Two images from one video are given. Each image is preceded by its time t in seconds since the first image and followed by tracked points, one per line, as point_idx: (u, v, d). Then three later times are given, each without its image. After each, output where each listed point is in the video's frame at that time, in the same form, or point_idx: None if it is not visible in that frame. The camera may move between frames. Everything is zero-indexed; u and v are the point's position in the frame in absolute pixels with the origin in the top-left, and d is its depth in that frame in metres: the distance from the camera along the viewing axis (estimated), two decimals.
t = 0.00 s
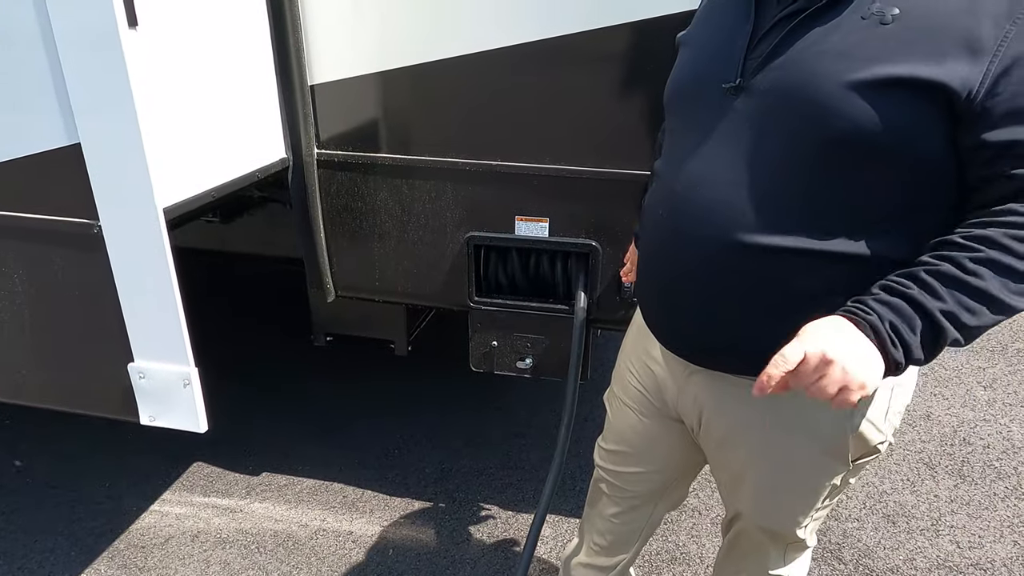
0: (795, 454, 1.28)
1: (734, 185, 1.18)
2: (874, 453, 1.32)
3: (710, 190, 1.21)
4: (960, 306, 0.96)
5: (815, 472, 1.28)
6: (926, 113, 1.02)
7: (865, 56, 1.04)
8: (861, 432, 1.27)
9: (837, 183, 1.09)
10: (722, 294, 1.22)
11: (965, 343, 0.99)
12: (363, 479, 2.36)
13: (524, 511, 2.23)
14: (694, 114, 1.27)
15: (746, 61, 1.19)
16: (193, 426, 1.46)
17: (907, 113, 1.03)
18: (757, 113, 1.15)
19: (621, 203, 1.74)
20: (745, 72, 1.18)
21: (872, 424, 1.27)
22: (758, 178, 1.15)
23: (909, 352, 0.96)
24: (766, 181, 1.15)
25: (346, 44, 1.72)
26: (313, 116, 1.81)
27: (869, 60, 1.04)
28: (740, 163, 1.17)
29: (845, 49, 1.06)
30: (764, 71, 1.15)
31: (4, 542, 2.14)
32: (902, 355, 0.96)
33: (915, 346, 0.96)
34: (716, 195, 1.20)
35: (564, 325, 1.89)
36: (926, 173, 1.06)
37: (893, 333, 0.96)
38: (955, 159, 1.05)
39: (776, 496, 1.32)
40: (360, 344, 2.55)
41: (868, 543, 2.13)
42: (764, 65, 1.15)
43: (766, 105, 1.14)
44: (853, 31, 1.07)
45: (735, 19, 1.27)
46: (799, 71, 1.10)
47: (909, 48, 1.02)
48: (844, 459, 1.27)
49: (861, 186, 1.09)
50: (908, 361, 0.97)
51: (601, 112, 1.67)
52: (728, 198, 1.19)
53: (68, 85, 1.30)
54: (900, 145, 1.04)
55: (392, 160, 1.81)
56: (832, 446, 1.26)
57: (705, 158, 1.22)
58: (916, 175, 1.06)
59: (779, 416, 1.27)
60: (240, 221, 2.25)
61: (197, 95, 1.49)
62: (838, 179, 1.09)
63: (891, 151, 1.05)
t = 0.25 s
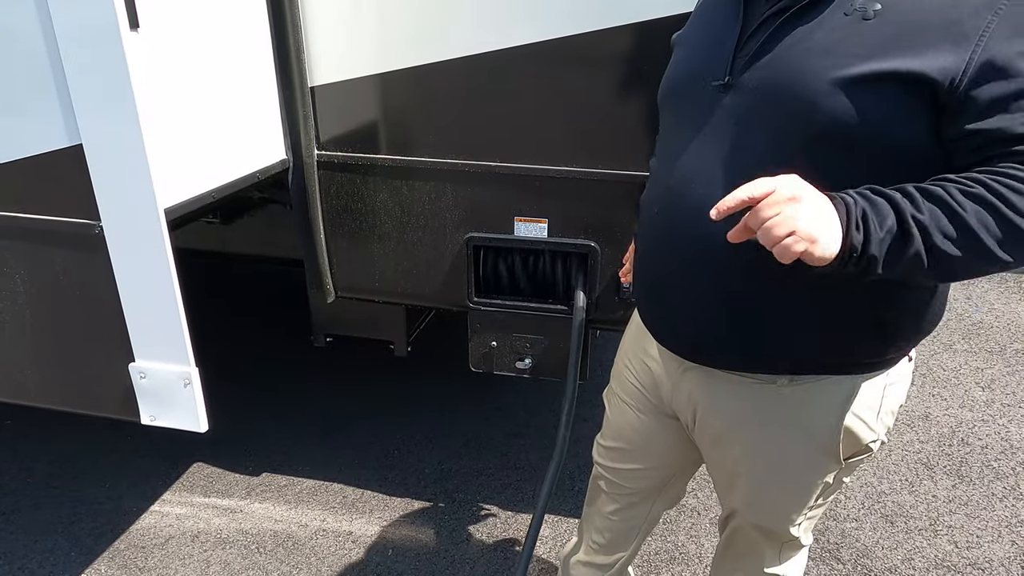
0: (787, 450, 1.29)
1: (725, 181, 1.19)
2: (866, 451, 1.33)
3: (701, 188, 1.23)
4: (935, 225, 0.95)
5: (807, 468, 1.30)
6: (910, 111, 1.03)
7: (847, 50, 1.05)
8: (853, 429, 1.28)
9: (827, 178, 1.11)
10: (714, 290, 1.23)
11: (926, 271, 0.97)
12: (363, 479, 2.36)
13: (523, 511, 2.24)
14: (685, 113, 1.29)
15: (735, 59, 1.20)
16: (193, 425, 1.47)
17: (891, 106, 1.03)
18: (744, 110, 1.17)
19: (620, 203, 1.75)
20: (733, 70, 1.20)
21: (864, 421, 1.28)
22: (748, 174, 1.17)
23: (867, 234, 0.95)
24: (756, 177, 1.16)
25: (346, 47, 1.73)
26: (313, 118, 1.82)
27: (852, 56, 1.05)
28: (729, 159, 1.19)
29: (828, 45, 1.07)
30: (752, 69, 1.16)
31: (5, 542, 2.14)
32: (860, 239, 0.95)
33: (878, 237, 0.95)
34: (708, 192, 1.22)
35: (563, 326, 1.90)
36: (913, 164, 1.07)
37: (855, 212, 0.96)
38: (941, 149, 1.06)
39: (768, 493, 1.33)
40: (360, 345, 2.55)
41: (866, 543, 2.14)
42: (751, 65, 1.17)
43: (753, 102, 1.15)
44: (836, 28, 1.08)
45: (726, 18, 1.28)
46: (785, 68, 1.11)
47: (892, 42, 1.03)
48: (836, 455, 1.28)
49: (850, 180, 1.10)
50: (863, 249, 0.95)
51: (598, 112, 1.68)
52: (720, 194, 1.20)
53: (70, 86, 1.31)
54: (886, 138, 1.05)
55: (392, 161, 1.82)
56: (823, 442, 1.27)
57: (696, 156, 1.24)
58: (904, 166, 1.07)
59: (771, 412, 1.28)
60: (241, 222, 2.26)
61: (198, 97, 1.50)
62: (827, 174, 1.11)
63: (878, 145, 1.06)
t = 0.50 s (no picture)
0: (786, 450, 1.30)
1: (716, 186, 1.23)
2: (864, 453, 1.34)
3: (693, 190, 1.26)
4: (880, 310, 1.02)
5: (806, 468, 1.31)
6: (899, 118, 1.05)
7: (834, 59, 1.08)
8: (852, 431, 1.28)
9: (813, 183, 1.13)
10: (704, 287, 1.27)
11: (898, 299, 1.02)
12: (365, 480, 2.37)
13: (524, 512, 2.24)
14: (680, 115, 1.31)
15: (729, 64, 1.22)
16: (196, 425, 1.47)
17: (876, 115, 1.05)
18: (734, 116, 1.20)
19: (620, 205, 1.76)
20: (727, 73, 1.22)
21: (863, 424, 1.29)
22: (738, 178, 1.20)
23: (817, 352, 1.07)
24: (745, 181, 1.19)
25: (349, 49, 1.73)
26: (315, 120, 1.83)
27: (840, 64, 1.07)
28: (720, 162, 1.22)
29: (816, 54, 1.10)
30: (743, 74, 1.19)
31: (8, 542, 2.15)
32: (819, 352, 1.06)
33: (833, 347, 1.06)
34: (700, 194, 1.25)
35: (564, 326, 1.90)
36: (900, 173, 1.08)
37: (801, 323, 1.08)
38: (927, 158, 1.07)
39: (767, 493, 1.34)
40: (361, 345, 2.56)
41: (867, 544, 2.14)
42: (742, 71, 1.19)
43: (744, 109, 1.18)
44: (825, 35, 1.10)
45: (721, 24, 1.30)
46: (775, 73, 1.14)
47: (878, 52, 1.04)
48: (834, 455, 1.29)
49: (836, 186, 1.12)
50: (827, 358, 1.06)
51: (599, 115, 1.69)
52: (711, 196, 1.24)
53: (75, 88, 1.31)
54: (872, 147, 1.07)
55: (395, 163, 1.83)
56: (822, 442, 1.28)
57: (688, 158, 1.27)
58: (891, 175, 1.09)
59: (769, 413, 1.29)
60: (243, 223, 2.27)
61: (201, 97, 1.51)
62: (814, 180, 1.13)
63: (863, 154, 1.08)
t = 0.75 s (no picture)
0: (779, 449, 1.31)
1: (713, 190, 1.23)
2: (859, 456, 1.34)
3: (688, 196, 1.26)
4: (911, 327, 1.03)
5: (800, 468, 1.31)
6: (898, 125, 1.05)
7: (832, 67, 1.08)
8: (847, 432, 1.29)
9: (807, 190, 1.14)
10: (699, 292, 1.28)
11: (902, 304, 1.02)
12: (366, 480, 2.37)
13: (525, 512, 2.24)
14: (676, 120, 1.32)
15: (726, 68, 1.22)
16: (197, 425, 1.48)
17: (871, 125, 1.06)
18: (731, 121, 1.20)
19: (622, 206, 1.76)
20: (725, 79, 1.22)
21: (857, 426, 1.29)
22: (735, 183, 1.20)
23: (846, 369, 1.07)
24: (739, 187, 1.20)
25: (351, 50, 1.74)
26: (317, 122, 1.83)
27: (835, 73, 1.07)
28: (715, 168, 1.22)
29: (813, 61, 1.10)
30: (739, 81, 1.19)
31: (10, 542, 2.15)
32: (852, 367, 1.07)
33: (862, 361, 1.07)
34: (695, 200, 1.26)
35: (565, 327, 1.90)
36: (894, 181, 1.09)
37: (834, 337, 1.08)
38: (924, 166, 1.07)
39: (762, 493, 1.35)
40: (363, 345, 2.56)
41: (868, 545, 2.14)
42: (740, 76, 1.19)
43: (740, 114, 1.18)
44: (821, 44, 1.10)
45: (719, 27, 1.30)
46: (770, 81, 1.14)
47: (874, 62, 1.05)
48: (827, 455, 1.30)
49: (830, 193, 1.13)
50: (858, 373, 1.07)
51: (601, 117, 1.69)
52: (705, 202, 1.24)
53: (78, 89, 1.32)
54: (866, 155, 1.08)
55: (396, 163, 1.83)
56: (815, 442, 1.29)
57: (683, 164, 1.27)
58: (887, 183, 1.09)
59: (762, 412, 1.31)
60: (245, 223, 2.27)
61: (203, 98, 1.51)
62: (810, 185, 1.13)
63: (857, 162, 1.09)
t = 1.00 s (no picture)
0: (778, 452, 1.31)
1: (714, 192, 1.23)
2: (859, 459, 1.34)
3: (688, 198, 1.27)
4: (919, 272, 0.99)
5: (799, 471, 1.31)
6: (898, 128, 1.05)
7: (832, 69, 1.08)
8: (845, 435, 1.29)
9: (808, 194, 1.14)
10: (699, 294, 1.27)
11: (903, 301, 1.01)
12: (368, 482, 2.37)
13: (526, 513, 2.24)
14: (677, 123, 1.32)
15: (726, 70, 1.22)
16: (200, 427, 1.48)
17: (872, 127, 1.06)
18: (731, 124, 1.20)
19: (624, 208, 1.76)
20: (726, 81, 1.22)
21: (855, 429, 1.29)
22: (735, 186, 1.20)
23: (849, 266, 0.99)
24: (740, 191, 1.20)
25: (354, 52, 1.74)
26: (319, 123, 1.83)
27: (835, 76, 1.08)
28: (715, 172, 1.22)
29: (814, 63, 1.10)
30: (740, 83, 1.19)
31: (12, 542, 2.16)
32: (853, 270, 0.99)
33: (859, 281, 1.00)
34: (696, 203, 1.26)
35: (567, 329, 1.90)
36: (896, 184, 1.08)
37: (851, 241, 1.01)
38: (927, 168, 1.07)
39: (762, 496, 1.35)
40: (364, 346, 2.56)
41: (870, 547, 2.13)
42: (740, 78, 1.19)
43: (740, 116, 1.19)
44: (822, 47, 1.10)
45: (720, 30, 1.31)
46: (770, 83, 1.14)
47: (875, 65, 1.05)
48: (827, 458, 1.30)
49: (831, 196, 1.12)
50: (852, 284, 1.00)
51: (604, 118, 1.69)
52: (706, 205, 1.24)
53: (82, 90, 1.32)
54: (867, 158, 1.07)
55: (398, 165, 1.83)
56: (813, 445, 1.29)
57: (683, 166, 1.28)
58: (889, 186, 1.09)
59: (762, 415, 1.31)
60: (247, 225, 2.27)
61: (205, 100, 1.51)
62: (810, 187, 1.13)
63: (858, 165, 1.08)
